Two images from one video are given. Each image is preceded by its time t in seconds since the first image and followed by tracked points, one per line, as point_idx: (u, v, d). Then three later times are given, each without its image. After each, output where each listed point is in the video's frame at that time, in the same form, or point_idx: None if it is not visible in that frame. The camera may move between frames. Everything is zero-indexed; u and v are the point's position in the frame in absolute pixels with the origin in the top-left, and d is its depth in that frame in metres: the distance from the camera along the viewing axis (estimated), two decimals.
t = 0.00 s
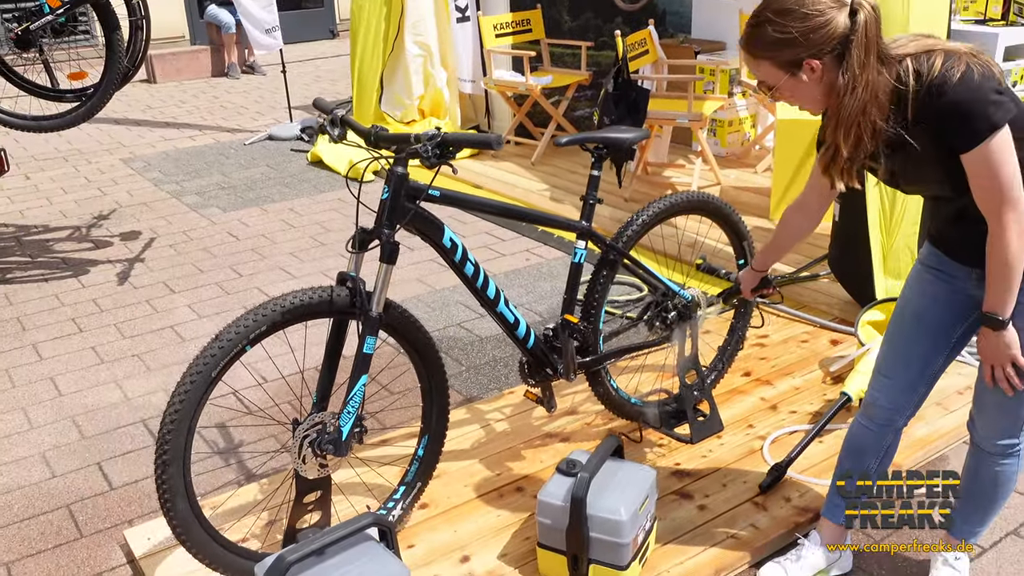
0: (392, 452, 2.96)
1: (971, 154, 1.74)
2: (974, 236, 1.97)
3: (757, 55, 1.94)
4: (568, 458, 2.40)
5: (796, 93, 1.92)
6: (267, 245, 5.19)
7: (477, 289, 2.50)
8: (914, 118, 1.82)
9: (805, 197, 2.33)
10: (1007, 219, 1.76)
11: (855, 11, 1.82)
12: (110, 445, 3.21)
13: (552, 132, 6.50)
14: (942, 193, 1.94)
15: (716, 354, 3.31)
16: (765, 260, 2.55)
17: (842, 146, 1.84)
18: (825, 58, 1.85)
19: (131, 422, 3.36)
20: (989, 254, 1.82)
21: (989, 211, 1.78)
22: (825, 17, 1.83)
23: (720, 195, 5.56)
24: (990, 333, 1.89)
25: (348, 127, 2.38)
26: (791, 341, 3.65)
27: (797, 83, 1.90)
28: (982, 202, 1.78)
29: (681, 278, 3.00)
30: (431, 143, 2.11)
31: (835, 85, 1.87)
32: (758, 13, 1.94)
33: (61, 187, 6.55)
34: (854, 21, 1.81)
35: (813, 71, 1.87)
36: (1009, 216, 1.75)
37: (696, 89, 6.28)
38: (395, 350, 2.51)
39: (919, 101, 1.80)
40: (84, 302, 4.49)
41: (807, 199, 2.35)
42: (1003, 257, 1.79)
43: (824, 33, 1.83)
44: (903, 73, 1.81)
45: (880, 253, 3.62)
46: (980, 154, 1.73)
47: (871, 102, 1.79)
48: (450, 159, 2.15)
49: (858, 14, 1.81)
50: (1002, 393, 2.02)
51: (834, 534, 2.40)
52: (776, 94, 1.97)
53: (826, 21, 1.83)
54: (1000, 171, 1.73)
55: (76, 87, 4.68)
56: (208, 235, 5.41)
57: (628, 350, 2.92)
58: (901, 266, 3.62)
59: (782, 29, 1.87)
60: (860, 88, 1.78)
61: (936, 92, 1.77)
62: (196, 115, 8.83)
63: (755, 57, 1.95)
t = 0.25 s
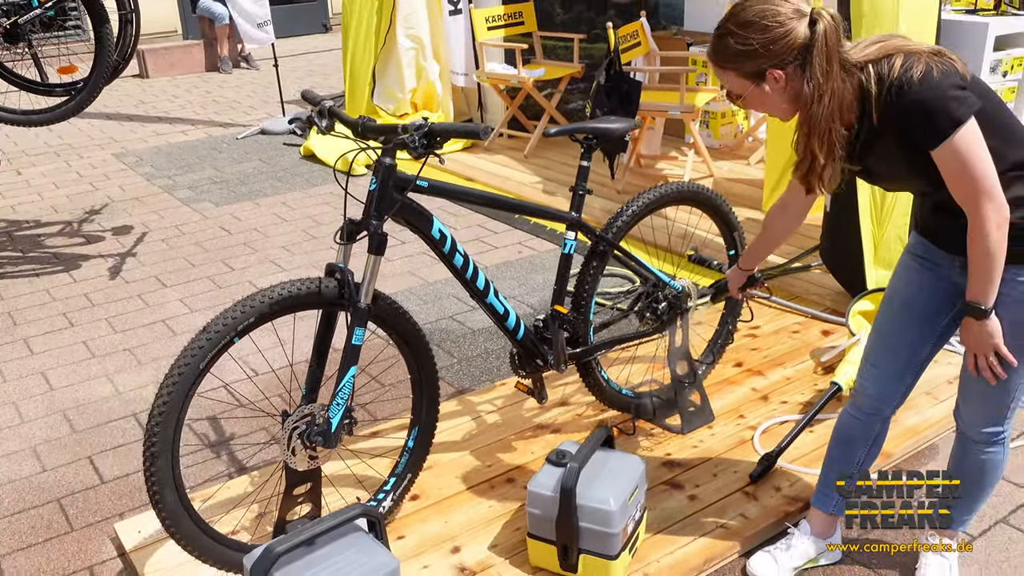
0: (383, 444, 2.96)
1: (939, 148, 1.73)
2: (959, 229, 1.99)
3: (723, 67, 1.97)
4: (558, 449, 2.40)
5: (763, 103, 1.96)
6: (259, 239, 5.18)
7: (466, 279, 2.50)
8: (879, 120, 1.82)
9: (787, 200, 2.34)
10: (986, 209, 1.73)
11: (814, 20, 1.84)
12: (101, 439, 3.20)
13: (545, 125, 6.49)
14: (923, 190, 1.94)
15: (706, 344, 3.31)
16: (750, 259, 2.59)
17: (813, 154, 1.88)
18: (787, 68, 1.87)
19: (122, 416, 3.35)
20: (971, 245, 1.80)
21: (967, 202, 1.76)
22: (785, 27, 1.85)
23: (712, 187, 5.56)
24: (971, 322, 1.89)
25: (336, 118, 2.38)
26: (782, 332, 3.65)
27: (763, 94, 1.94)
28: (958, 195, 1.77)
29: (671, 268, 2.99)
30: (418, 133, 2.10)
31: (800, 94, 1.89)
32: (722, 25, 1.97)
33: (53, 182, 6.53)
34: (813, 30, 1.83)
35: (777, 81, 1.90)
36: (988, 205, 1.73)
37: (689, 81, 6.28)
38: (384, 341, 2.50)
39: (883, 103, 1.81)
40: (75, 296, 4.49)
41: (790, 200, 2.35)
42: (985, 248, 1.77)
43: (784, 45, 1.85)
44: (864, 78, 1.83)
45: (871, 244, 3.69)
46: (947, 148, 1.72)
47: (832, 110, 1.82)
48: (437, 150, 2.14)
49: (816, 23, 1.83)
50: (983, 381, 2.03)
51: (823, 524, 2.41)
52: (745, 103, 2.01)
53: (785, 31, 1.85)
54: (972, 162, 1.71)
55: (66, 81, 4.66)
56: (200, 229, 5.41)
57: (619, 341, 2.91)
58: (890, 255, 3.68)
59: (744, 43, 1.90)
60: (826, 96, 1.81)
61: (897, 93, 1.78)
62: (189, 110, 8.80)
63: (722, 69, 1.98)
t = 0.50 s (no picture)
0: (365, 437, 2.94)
1: (909, 134, 1.71)
2: (930, 216, 1.97)
3: (695, 51, 1.96)
4: (539, 440, 2.38)
5: (735, 87, 1.95)
6: (242, 231, 5.14)
7: (447, 270, 2.47)
8: (846, 108, 1.81)
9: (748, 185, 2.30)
10: (956, 196, 1.72)
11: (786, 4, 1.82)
12: (80, 434, 3.17)
13: (530, 116, 6.46)
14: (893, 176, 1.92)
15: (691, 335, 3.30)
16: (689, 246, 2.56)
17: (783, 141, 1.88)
18: (758, 53, 1.86)
19: (101, 410, 3.32)
20: (943, 232, 1.78)
21: (937, 188, 1.74)
22: (756, 12, 1.84)
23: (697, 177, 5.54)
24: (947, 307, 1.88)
25: (313, 108, 2.32)
26: (767, 322, 3.64)
27: (733, 78, 1.93)
28: (928, 181, 1.75)
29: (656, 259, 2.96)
30: (394, 121, 2.06)
31: (770, 79, 1.88)
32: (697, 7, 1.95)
33: (34, 175, 6.47)
34: (784, 15, 1.82)
35: (747, 65, 1.89)
36: (958, 192, 1.71)
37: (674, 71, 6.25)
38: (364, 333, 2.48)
39: (850, 90, 1.79)
40: (56, 290, 4.44)
41: (746, 189, 2.33)
42: (956, 235, 1.76)
43: (755, 30, 1.84)
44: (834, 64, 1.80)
45: (856, 233, 3.68)
46: (917, 134, 1.70)
47: (800, 97, 1.80)
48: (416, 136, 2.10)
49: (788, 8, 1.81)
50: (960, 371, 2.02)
51: (805, 514, 2.39)
52: (717, 87, 2.00)
53: (756, 17, 1.83)
54: (942, 149, 1.69)
55: (45, 73, 4.60)
56: (183, 222, 5.36)
57: (602, 331, 2.89)
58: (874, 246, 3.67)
59: (716, 26, 1.89)
60: (796, 82, 1.79)
61: (866, 81, 1.76)
62: (173, 102, 8.74)
63: (693, 53, 1.97)
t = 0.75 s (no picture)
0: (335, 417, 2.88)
1: (894, 95, 1.66)
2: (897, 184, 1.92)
3: None
4: (510, 420, 2.32)
5: (719, 26, 1.85)
6: (215, 209, 5.05)
7: (416, 248, 2.41)
8: (831, 60, 1.72)
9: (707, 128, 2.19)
10: (932, 163, 1.69)
11: None
12: (44, 415, 3.10)
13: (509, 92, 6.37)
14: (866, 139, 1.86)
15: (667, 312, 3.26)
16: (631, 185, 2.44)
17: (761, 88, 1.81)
18: None
19: (66, 391, 3.24)
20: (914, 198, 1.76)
21: (914, 152, 1.71)
22: None
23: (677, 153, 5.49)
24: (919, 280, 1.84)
25: (276, 80, 2.25)
26: (745, 300, 3.60)
27: (718, 14, 1.83)
28: (905, 144, 1.72)
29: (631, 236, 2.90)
30: (358, 93, 2.00)
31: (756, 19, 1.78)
32: None
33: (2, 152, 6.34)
34: None
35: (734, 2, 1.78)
36: (934, 159, 1.69)
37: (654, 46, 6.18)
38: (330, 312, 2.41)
39: (838, 40, 1.70)
40: (23, 268, 4.35)
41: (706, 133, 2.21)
42: (928, 203, 1.73)
43: None
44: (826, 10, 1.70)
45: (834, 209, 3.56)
46: (903, 95, 1.65)
47: (786, 40, 1.70)
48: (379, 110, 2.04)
49: None
50: (932, 348, 1.98)
51: (779, 494, 2.36)
52: (701, 25, 1.90)
53: None
54: (924, 111, 1.66)
55: (9, 46, 4.48)
56: (154, 199, 5.26)
57: (577, 309, 2.85)
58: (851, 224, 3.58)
59: None
60: (784, 24, 1.70)
61: (857, 30, 1.67)
62: (146, 78, 8.58)
63: None
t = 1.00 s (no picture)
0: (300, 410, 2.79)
1: (899, 70, 1.57)
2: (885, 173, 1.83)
3: None
4: (479, 417, 2.25)
5: None
6: (186, 187, 4.93)
7: (382, 236, 2.32)
8: (844, 25, 1.62)
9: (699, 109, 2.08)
10: (932, 145, 1.61)
11: None
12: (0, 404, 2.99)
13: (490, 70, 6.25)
14: (859, 118, 1.76)
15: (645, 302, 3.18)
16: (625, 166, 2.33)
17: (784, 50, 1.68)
18: None
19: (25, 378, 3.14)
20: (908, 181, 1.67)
21: (914, 131, 1.62)
22: None
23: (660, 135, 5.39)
24: (907, 273, 1.75)
25: (235, 60, 2.11)
26: (725, 289, 3.52)
27: None
28: (904, 124, 1.62)
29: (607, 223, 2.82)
30: (316, 77, 1.90)
31: None
32: None
33: None
34: None
35: None
36: (934, 141, 1.60)
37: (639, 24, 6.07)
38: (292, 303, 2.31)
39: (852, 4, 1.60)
40: None
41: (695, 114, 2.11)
42: (923, 188, 1.64)
43: None
44: None
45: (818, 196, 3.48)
46: (909, 70, 1.56)
47: None
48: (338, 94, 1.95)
49: None
50: (917, 345, 1.91)
51: (756, 494, 2.29)
52: None
53: None
54: (929, 90, 1.57)
55: None
56: (125, 176, 5.13)
57: (550, 299, 2.76)
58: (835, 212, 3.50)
59: None
60: None
61: None
62: (121, 50, 8.39)
63: None
